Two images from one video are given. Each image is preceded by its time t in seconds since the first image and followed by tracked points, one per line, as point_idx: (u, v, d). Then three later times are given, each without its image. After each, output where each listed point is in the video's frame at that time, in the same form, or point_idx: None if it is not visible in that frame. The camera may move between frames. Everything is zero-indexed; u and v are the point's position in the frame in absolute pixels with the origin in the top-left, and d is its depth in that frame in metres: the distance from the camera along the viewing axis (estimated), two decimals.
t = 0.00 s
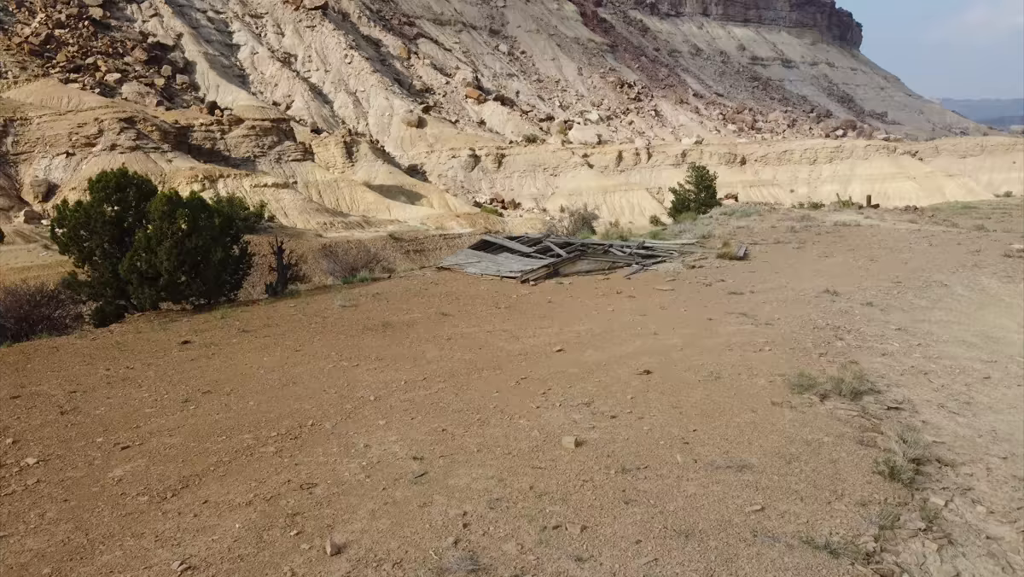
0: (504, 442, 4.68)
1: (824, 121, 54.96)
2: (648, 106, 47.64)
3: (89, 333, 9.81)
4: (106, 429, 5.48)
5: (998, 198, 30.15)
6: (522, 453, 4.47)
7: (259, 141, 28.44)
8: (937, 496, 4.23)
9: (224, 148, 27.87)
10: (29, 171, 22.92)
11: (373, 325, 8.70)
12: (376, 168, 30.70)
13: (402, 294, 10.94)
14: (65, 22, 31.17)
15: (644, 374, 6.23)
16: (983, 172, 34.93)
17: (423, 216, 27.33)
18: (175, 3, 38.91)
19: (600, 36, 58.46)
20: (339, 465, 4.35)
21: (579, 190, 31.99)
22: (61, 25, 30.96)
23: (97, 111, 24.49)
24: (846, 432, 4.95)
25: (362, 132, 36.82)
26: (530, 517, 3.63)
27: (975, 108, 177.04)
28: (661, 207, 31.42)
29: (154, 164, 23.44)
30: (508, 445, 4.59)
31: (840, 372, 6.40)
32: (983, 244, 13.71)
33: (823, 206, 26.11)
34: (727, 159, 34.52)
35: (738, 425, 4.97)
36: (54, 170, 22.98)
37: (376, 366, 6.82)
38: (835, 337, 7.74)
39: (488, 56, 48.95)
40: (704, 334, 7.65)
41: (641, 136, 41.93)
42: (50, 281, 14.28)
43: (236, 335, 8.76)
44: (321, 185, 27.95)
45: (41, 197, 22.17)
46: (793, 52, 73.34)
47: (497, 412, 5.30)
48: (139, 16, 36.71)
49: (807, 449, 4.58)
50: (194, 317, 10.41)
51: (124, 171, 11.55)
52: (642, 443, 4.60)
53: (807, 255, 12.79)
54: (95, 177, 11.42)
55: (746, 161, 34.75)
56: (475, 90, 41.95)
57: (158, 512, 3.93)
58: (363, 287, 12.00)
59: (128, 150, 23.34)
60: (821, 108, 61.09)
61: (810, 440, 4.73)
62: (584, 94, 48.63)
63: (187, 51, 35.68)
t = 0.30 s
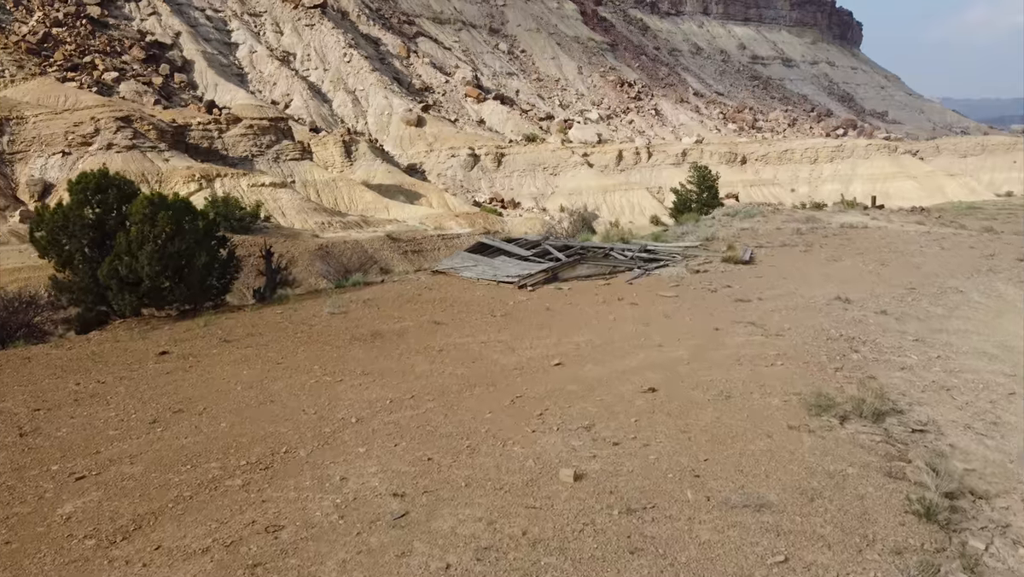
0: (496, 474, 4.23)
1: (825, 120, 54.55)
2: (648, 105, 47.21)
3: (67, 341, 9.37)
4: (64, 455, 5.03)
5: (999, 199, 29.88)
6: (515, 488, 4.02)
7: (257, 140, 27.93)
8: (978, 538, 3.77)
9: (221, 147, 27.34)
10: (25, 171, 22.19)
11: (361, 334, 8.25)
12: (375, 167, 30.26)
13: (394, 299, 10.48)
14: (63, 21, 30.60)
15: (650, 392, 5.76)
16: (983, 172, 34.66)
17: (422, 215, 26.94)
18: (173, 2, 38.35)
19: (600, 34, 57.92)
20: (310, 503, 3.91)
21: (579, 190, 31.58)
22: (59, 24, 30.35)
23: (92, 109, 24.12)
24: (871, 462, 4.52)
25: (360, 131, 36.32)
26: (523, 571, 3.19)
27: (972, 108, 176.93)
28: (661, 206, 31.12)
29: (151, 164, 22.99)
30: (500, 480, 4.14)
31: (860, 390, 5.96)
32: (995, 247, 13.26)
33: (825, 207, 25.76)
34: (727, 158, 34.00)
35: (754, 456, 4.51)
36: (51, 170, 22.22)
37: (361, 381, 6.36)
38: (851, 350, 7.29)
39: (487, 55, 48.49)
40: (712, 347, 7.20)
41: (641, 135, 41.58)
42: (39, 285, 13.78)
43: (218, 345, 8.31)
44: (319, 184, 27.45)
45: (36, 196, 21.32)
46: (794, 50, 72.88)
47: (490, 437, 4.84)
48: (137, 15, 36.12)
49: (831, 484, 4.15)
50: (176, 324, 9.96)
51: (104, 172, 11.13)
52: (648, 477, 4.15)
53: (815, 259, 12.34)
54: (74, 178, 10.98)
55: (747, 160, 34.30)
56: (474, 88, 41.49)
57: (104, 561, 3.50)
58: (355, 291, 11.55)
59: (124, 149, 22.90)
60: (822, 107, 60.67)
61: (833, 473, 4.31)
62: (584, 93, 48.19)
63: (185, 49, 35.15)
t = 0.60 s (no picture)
0: (472, 514, 3.79)
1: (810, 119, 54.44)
2: (634, 104, 46.89)
3: (27, 351, 8.82)
4: None
5: (982, 199, 29.82)
6: (496, 533, 3.57)
7: (240, 139, 27.31)
8: None
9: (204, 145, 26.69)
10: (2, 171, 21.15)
11: (335, 345, 7.76)
12: (360, 166, 29.71)
13: (373, 304, 10.00)
14: (44, 18, 29.78)
15: (643, 412, 5.31)
16: (967, 171, 34.61)
17: (407, 215, 26.48)
18: None
19: (587, 33, 57.48)
20: (261, 552, 3.46)
21: (566, 189, 31.18)
22: (40, 22, 29.49)
23: (71, 108, 23.40)
24: (887, 495, 4.11)
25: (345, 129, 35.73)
26: None
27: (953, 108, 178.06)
28: (648, 205, 30.79)
29: (132, 164, 22.36)
30: (477, 521, 3.69)
31: (867, 408, 5.56)
32: (992, 250, 12.94)
33: (813, 207, 25.50)
34: (714, 158, 33.72)
35: (760, 489, 4.07)
36: (29, 170, 21.23)
37: (331, 399, 5.90)
38: (854, 362, 6.90)
39: (474, 53, 47.99)
40: (708, 358, 6.79)
41: (628, 134, 41.33)
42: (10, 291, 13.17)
43: (183, 358, 7.82)
44: (303, 183, 26.87)
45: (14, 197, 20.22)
46: (779, 50, 72.80)
47: (468, 465, 4.39)
48: (119, 12, 35.30)
49: (846, 524, 3.74)
50: (143, 333, 9.44)
51: (66, 173, 10.59)
52: (642, 518, 3.72)
53: (809, 262, 11.97)
54: (35, 180, 10.45)
55: (733, 160, 34.00)
56: (461, 87, 41.01)
57: None
58: (333, 297, 11.06)
59: (104, 148, 22.25)
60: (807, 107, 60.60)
61: (847, 509, 3.90)
62: (570, 91, 47.82)
63: (167, 47, 34.39)
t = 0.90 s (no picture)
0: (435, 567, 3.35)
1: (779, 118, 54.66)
2: (605, 103, 46.63)
3: None
4: None
5: (948, 198, 29.99)
6: None
7: (206, 137, 26.51)
8: None
9: (168, 144, 25.84)
10: None
11: (292, 359, 7.25)
12: (329, 164, 29.02)
13: (338, 312, 9.48)
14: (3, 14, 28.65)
15: (624, 435, 4.88)
16: (932, 170, 34.82)
17: (378, 215, 25.91)
18: None
19: (557, 32, 57.08)
20: None
21: (538, 188, 30.79)
22: None
23: (30, 106, 22.44)
24: (896, 535, 3.73)
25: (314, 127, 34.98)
26: None
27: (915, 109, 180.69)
28: (620, 205, 30.50)
29: (94, 163, 21.52)
30: None
31: (863, 428, 5.19)
32: (971, 252, 12.74)
33: (784, 207, 25.38)
34: (684, 157, 33.55)
35: (759, 530, 3.66)
36: None
37: (283, 424, 5.40)
38: (844, 374, 6.55)
39: (444, 51, 47.37)
40: (691, 371, 6.39)
41: (599, 134, 41.07)
42: None
43: (126, 375, 7.24)
44: (270, 182, 26.15)
45: None
46: (748, 50, 73.03)
47: (433, 506, 3.94)
48: (81, 8, 34.16)
49: (855, 572, 3.36)
50: (92, 345, 8.85)
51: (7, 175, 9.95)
52: (628, 571, 3.30)
53: (788, 265, 11.67)
54: None
55: (703, 159, 33.84)
56: (431, 85, 40.44)
57: None
58: (296, 303, 10.51)
59: (65, 147, 21.37)
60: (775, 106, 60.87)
61: (855, 553, 3.52)
62: (541, 91, 47.45)
63: (131, 44, 33.32)
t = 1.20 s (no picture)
0: None
1: (773, 117, 54.26)
2: (600, 102, 46.20)
3: None
4: None
5: (943, 199, 29.65)
6: None
7: (197, 137, 25.99)
8: None
9: (159, 143, 25.29)
10: None
11: (271, 375, 6.77)
12: (323, 164, 28.52)
13: (326, 321, 9.01)
14: None
15: (630, 467, 4.43)
16: (928, 169, 34.48)
17: (371, 215, 25.43)
18: None
19: (552, 31, 56.56)
20: None
21: (533, 188, 30.34)
22: None
23: (19, 104, 21.85)
24: None
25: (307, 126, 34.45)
26: None
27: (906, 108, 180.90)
28: (615, 204, 30.06)
29: (84, 163, 20.97)
30: None
31: (890, 459, 4.75)
32: (980, 255, 12.35)
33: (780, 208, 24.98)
34: (679, 157, 33.15)
35: None
36: None
37: (255, 452, 4.94)
38: (862, 392, 6.11)
39: (438, 50, 46.86)
40: (699, 389, 5.95)
41: (593, 134, 40.69)
42: None
43: (94, 393, 6.75)
44: (263, 182, 25.63)
45: None
46: (742, 49, 72.67)
47: (416, 557, 3.49)
48: (72, 6, 33.53)
49: None
50: (68, 357, 8.36)
51: None
52: None
53: (793, 270, 11.25)
54: None
55: (698, 158, 33.46)
56: (425, 84, 39.97)
57: None
58: (282, 311, 10.03)
59: (54, 146, 20.83)
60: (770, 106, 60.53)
61: None
62: (536, 90, 47.01)
63: (123, 42, 32.70)
